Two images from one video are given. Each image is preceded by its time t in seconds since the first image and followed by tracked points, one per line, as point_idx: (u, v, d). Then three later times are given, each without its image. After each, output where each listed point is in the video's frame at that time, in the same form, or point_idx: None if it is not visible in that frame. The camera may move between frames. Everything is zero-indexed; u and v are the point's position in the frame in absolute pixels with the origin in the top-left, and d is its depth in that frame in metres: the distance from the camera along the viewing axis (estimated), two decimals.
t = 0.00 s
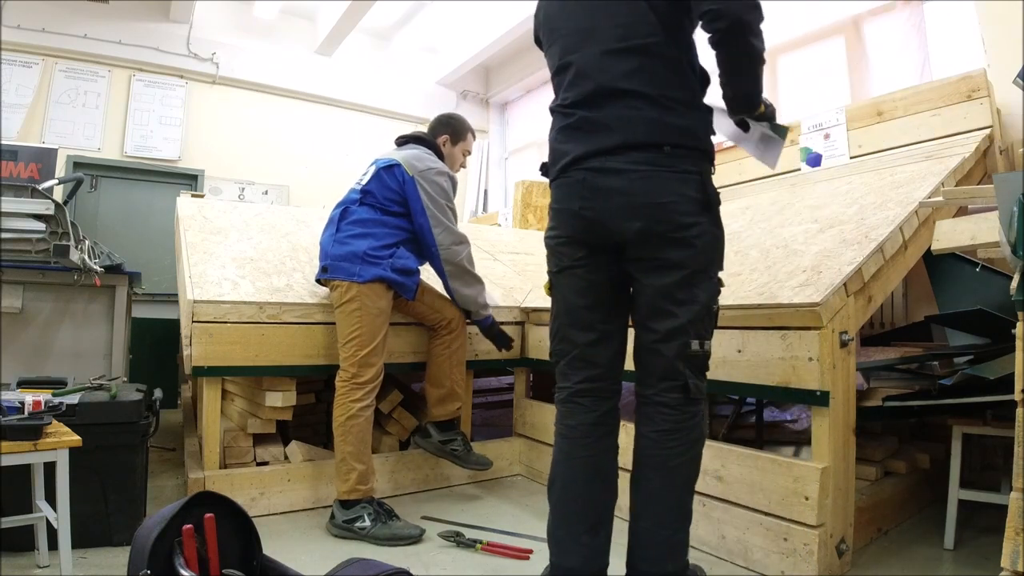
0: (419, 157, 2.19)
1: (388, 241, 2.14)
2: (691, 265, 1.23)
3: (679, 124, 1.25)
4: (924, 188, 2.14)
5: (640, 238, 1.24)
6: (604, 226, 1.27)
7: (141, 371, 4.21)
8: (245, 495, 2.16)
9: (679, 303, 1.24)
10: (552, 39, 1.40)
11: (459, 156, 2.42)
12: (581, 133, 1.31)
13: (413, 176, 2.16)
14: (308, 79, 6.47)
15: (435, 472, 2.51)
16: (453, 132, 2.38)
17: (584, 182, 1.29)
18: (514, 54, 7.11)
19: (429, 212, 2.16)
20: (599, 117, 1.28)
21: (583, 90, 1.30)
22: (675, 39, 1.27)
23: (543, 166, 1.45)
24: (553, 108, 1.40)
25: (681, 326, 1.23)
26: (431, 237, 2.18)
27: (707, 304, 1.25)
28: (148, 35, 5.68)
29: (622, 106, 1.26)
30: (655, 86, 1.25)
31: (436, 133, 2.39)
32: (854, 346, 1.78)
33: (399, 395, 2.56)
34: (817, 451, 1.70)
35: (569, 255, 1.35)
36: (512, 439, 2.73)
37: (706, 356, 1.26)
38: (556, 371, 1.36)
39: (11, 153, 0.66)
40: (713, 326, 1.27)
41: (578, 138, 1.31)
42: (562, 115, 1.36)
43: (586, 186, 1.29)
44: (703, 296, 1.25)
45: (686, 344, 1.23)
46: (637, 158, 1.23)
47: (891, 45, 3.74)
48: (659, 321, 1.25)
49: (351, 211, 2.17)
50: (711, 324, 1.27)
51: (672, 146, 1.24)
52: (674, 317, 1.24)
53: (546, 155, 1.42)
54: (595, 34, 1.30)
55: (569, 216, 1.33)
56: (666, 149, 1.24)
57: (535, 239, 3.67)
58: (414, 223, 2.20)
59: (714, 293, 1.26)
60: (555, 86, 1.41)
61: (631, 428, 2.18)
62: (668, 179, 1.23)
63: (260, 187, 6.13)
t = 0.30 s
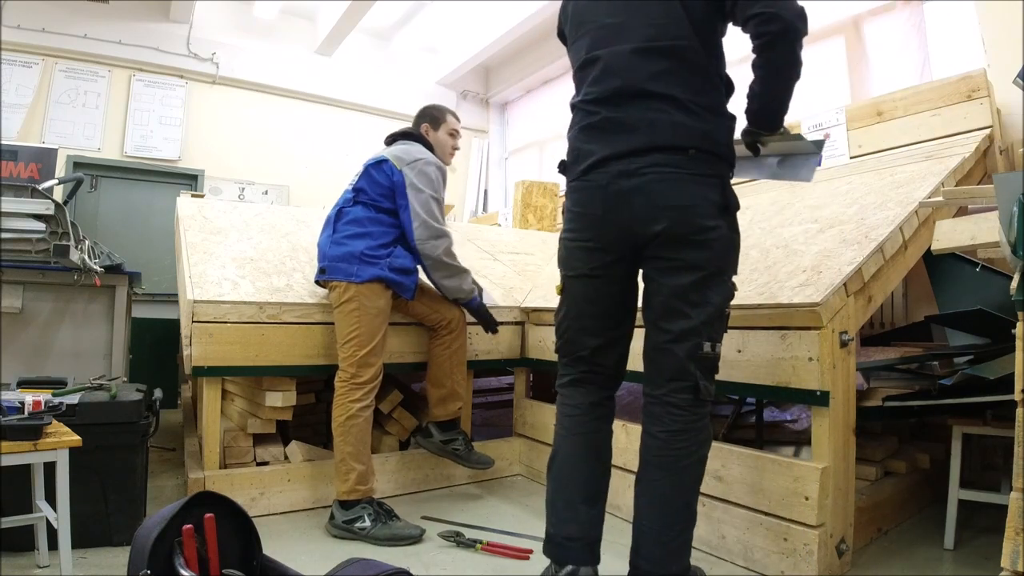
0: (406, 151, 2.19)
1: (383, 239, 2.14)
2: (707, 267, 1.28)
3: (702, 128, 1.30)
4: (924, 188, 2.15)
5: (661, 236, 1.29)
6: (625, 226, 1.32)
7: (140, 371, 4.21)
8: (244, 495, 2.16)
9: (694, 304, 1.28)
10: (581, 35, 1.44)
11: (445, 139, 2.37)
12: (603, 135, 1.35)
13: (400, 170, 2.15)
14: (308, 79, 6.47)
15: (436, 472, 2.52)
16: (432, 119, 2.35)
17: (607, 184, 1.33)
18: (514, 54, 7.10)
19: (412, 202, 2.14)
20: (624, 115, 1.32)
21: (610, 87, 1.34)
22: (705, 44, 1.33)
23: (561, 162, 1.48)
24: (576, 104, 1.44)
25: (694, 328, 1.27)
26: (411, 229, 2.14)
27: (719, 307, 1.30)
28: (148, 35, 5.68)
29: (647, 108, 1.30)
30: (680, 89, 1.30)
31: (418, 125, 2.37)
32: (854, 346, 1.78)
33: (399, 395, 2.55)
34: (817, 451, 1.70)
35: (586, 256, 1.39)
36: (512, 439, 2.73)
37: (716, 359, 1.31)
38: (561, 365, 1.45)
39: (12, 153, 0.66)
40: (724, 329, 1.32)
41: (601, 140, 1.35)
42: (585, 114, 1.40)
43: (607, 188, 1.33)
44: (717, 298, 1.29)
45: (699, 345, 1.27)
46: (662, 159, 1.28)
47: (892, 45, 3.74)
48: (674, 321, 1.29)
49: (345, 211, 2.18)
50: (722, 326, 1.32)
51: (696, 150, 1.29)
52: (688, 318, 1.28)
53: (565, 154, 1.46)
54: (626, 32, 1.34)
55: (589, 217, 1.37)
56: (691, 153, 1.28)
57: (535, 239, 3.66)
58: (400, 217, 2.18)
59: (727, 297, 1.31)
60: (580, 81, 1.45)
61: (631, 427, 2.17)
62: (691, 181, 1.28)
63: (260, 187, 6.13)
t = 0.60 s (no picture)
0: (384, 143, 2.17)
1: (371, 237, 2.13)
2: (712, 268, 1.28)
3: (711, 129, 1.30)
4: (924, 188, 2.15)
5: (667, 238, 1.29)
6: (631, 227, 1.33)
7: (140, 371, 4.21)
8: (244, 494, 2.17)
9: (697, 304, 1.28)
10: (592, 33, 1.44)
11: (433, 130, 2.37)
12: (611, 134, 1.36)
13: (380, 163, 2.15)
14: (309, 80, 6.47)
15: (436, 472, 2.51)
16: (417, 112, 2.34)
17: (614, 184, 1.34)
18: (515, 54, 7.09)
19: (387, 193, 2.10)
20: (634, 115, 1.32)
21: (620, 86, 1.34)
22: (719, 46, 1.33)
23: (567, 161, 1.49)
24: (584, 102, 1.44)
25: (696, 329, 1.28)
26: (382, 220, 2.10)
27: (721, 309, 1.30)
28: (148, 35, 5.68)
29: (656, 109, 1.31)
30: (689, 91, 1.30)
31: (402, 120, 2.35)
32: (854, 347, 1.78)
33: (399, 395, 2.55)
34: (817, 452, 1.70)
35: (592, 256, 1.40)
36: (512, 439, 2.73)
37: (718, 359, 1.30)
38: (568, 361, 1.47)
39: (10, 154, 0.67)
40: (725, 330, 1.32)
41: (608, 140, 1.36)
42: (593, 113, 1.40)
43: (614, 188, 1.34)
44: (719, 300, 1.30)
45: (701, 346, 1.28)
46: (671, 160, 1.28)
47: (892, 45, 3.74)
48: (676, 321, 1.29)
49: (332, 213, 2.19)
50: (724, 327, 1.32)
51: (703, 152, 1.29)
52: (691, 319, 1.29)
53: (572, 153, 1.46)
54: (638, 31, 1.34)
55: (595, 216, 1.38)
56: (698, 155, 1.28)
57: (536, 239, 3.67)
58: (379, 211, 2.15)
59: (729, 299, 1.31)
60: (589, 80, 1.45)
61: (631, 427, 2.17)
62: (699, 183, 1.28)
63: (260, 187, 6.13)
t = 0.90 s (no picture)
0: (374, 139, 2.15)
1: (371, 236, 2.13)
2: (712, 269, 1.30)
3: (710, 129, 1.32)
4: (924, 188, 2.15)
5: (667, 238, 1.31)
6: (630, 227, 1.35)
7: (140, 372, 4.21)
8: (244, 495, 2.16)
9: (696, 304, 1.30)
10: (589, 34, 1.44)
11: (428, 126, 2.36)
12: (611, 135, 1.37)
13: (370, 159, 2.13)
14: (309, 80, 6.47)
15: (436, 472, 2.51)
16: (416, 105, 2.32)
17: (613, 184, 1.35)
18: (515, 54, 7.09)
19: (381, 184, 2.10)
20: (634, 115, 1.33)
21: (620, 85, 1.35)
22: (716, 47, 1.35)
23: (565, 161, 1.50)
24: (583, 103, 1.45)
25: (695, 329, 1.29)
26: (382, 218, 2.10)
27: (720, 309, 1.32)
28: (148, 35, 5.68)
29: (656, 110, 1.32)
30: (689, 91, 1.32)
31: (400, 110, 2.31)
32: (854, 347, 1.78)
33: (399, 395, 2.55)
34: (817, 452, 1.70)
35: (590, 256, 1.42)
36: (512, 439, 2.73)
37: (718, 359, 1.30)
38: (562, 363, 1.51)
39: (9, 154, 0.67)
40: (723, 330, 1.34)
41: (608, 140, 1.37)
42: (592, 114, 1.41)
43: (613, 188, 1.35)
44: (718, 299, 1.31)
45: (699, 345, 1.29)
46: (671, 161, 1.30)
47: (892, 45, 3.74)
48: (676, 321, 1.30)
49: (330, 215, 2.19)
50: (722, 327, 1.34)
51: (702, 153, 1.31)
52: (690, 319, 1.30)
53: (570, 154, 1.47)
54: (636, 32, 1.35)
55: (594, 216, 1.39)
56: (697, 156, 1.31)
57: (536, 239, 3.67)
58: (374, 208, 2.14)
59: (727, 298, 1.33)
60: (587, 80, 1.45)
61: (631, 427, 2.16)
62: (699, 184, 1.31)
63: (260, 187, 6.13)
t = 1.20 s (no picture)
0: (360, 135, 2.14)
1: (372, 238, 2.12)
2: (688, 271, 1.34)
3: (680, 135, 1.37)
4: (924, 188, 2.15)
5: (641, 242, 1.37)
6: (606, 233, 1.42)
7: (140, 372, 4.21)
8: (244, 495, 2.17)
9: (676, 306, 1.35)
10: (564, 56, 1.55)
11: (421, 124, 2.33)
12: (587, 146, 1.45)
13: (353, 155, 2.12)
14: (308, 79, 6.46)
15: (436, 472, 2.52)
16: (413, 102, 2.29)
17: (589, 193, 1.43)
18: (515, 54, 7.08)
19: (360, 180, 2.07)
20: (606, 126, 1.41)
21: (591, 99, 1.44)
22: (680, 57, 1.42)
23: (548, 176, 1.59)
24: (560, 121, 1.55)
25: (677, 329, 1.33)
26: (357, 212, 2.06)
27: (701, 309, 1.36)
28: (148, 35, 5.66)
29: (625, 120, 1.39)
30: (658, 99, 1.38)
31: (396, 106, 2.29)
32: (854, 346, 1.78)
33: (399, 395, 2.55)
34: (817, 451, 1.70)
35: (571, 263, 1.51)
36: (512, 439, 2.73)
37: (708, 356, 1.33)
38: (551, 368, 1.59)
39: (8, 154, 0.66)
40: (707, 330, 1.37)
41: (584, 151, 1.45)
42: (569, 129, 1.50)
43: (588, 198, 1.43)
44: (699, 300, 1.35)
45: (683, 345, 1.33)
46: (641, 168, 1.36)
47: (892, 45, 3.74)
48: (658, 324, 1.35)
49: (329, 216, 2.18)
50: (706, 327, 1.37)
51: (672, 158, 1.36)
52: (671, 320, 1.35)
53: (551, 169, 1.56)
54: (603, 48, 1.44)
55: (573, 225, 1.48)
56: (667, 161, 1.36)
57: (536, 239, 3.66)
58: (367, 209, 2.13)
59: (708, 298, 1.36)
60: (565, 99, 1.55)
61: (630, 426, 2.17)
62: (673, 189, 1.36)
63: (260, 187, 6.13)
